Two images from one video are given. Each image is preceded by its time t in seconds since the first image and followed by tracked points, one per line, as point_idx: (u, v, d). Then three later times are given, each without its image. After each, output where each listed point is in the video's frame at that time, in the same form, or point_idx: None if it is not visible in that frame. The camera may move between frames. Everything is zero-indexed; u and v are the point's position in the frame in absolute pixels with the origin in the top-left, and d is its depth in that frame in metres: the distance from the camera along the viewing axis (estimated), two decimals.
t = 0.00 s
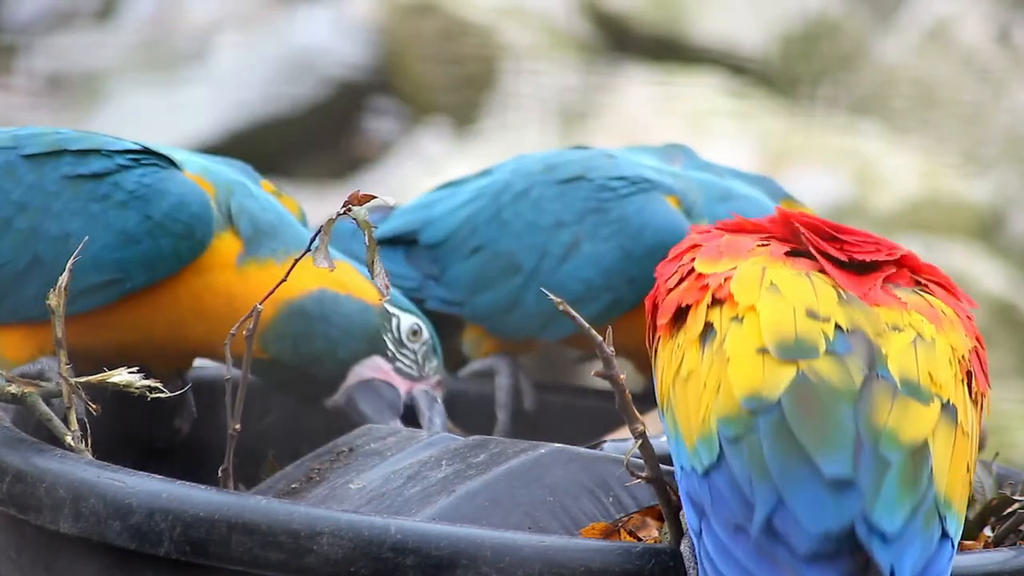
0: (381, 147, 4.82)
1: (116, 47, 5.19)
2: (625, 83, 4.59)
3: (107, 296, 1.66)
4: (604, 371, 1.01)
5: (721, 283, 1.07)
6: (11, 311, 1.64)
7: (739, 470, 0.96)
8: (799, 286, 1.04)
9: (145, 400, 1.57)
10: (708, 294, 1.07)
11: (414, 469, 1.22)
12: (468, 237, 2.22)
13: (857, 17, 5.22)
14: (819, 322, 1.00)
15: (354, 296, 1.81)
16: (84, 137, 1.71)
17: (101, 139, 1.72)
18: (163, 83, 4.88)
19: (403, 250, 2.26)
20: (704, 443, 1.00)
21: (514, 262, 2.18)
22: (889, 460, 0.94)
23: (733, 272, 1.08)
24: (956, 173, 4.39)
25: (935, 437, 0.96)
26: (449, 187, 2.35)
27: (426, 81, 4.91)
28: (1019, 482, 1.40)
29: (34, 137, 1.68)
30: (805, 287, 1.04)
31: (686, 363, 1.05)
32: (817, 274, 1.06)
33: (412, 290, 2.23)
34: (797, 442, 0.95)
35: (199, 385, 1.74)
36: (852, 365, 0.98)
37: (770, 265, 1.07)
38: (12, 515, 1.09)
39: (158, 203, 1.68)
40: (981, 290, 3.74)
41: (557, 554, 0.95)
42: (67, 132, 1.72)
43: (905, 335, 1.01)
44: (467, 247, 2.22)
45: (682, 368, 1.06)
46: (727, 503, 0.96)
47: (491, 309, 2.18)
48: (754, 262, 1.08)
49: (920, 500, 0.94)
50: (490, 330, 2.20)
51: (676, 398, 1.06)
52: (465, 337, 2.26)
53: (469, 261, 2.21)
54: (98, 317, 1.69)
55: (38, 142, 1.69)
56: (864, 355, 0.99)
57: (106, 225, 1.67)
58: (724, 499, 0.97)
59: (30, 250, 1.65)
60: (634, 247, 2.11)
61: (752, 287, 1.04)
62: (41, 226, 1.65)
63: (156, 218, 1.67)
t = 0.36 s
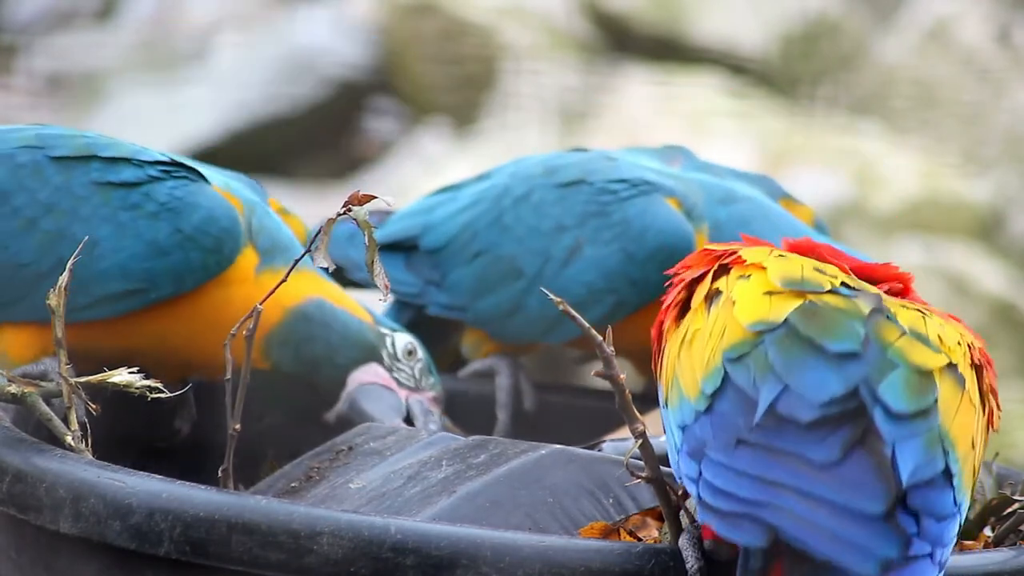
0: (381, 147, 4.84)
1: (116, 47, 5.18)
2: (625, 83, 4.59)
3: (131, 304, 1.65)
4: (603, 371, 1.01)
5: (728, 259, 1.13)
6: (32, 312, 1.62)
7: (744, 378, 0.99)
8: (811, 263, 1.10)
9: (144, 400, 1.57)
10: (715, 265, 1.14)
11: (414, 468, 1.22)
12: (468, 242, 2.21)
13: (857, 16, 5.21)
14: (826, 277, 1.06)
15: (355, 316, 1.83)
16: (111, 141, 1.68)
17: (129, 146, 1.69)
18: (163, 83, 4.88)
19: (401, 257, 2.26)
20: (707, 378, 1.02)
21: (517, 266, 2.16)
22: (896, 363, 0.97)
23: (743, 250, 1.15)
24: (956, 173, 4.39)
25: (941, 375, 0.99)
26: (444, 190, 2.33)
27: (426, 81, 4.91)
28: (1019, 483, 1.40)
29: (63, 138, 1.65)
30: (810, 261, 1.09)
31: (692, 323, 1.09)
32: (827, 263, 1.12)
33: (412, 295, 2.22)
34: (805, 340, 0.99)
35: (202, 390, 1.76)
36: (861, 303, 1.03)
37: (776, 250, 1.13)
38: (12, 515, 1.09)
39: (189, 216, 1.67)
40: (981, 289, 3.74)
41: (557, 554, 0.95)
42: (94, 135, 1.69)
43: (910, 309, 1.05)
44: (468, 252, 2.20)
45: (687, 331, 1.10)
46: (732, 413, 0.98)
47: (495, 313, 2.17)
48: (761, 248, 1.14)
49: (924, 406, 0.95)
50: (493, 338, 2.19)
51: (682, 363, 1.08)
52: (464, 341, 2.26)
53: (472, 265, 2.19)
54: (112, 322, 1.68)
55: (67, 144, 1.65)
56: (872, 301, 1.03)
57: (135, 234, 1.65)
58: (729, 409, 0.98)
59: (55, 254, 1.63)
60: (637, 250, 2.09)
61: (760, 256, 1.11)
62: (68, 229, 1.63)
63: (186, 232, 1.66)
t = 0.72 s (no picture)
0: (381, 147, 4.85)
1: (116, 47, 5.18)
2: (625, 83, 4.59)
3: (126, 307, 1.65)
4: (604, 371, 1.01)
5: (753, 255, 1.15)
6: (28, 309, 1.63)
7: (763, 374, 1.00)
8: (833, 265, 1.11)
9: (145, 401, 1.57)
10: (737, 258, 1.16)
11: (412, 469, 1.22)
12: (465, 240, 2.21)
13: (857, 16, 5.21)
14: (851, 280, 1.07)
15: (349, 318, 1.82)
16: (113, 144, 1.69)
17: (131, 150, 1.69)
18: (162, 83, 4.88)
19: (398, 256, 2.26)
20: (725, 373, 1.03)
21: (514, 263, 2.16)
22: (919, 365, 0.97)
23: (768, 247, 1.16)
24: (956, 173, 4.39)
25: (961, 382, 0.99)
26: (441, 188, 2.33)
27: (426, 81, 4.91)
28: (1019, 483, 1.40)
29: (63, 138, 1.66)
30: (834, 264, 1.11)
31: (708, 319, 1.12)
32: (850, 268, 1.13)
33: (407, 294, 2.22)
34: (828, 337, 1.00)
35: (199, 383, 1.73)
36: (885, 308, 1.03)
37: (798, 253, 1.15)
38: (12, 515, 1.09)
39: (187, 221, 1.67)
40: (981, 289, 3.74)
41: (557, 554, 0.95)
42: (97, 137, 1.70)
43: (933, 318, 1.06)
44: (466, 250, 2.21)
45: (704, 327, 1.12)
46: (750, 412, 0.98)
47: (492, 310, 2.16)
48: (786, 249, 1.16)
49: (945, 410, 0.95)
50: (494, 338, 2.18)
51: (695, 358, 1.10)
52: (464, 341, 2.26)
53: (467, 262, 2.19)
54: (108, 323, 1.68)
55: (68, 144, 1.66)
56: (896, 306, 1.04)
57: (133, 237, 1.65)
58: (748, 406, 0.99)
59: (53, 253, 1.64)
60: (637, 248, 2.07)
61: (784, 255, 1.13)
62: (67, 229, 1.65)
63: (184, 236, 1.65)
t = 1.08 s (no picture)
0: (381, 147, 4.81)
1: (116, 47, 5.18)
2: (625, 83, 4.59)
3: (126, 287, 1.66)
4: (604, 371, 1.01)
5: (747, 290, 1.10)
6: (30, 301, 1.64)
7: (736, 471, 0.97)
8: (824, 299, 1.07)
9: (144, 401, 1.57)
10: (727, 288, 1.12)
11: (408, 469, 1.22)
12: (451, 255, 2.22)
13: (856, 16, 5.22)
14: (836, 336, 1.02)
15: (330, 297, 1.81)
16: (94, 131, 1.70)
17: (112, 135, 1.71)
18: (162, 83, 4.87)
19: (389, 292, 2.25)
20: (706, 447, 1.01)
21: (497, 266, 2.17)
22: (888, 481, 0.94)
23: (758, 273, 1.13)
24: (956, 173, 4.38)
25: (937, 463, 0.96)
26: (428, 218, 2.36)
27: (426, 81, 4.91)
28: (1020, 483, 1.40)
29: (44, 130, 1.67)
30: (828, 302, 1.06)
31: (696, 363, 1.08)
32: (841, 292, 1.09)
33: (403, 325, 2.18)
34: (798, 447, 0.96)
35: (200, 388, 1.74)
36: (863, 387, 0.99)
37: (794, 275, 1.11)
38: (12, 515, 1.09)
39: (177, 198, 1.67)
40: (981, 289, 3.74)
41: (557, 554, 0.95)
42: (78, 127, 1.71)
43: (919, 359, 1.02)
44: (451, 265, 2.22)
45: (691, 368, 1.08)
46: (722, 512, 0.96)
47: (481, 320, 2.16)
48: (780, 269, 1.13)
49: (916, 525, 0.93)
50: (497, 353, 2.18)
51: (685, 398, 1.08)
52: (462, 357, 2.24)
53: (455, 279, 2.20)
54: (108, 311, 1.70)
55: (50, 134, 1.68)
56: (875, 376, 1.00)
57: (124, 219, 1.66)
58: (719, 505, 0.97)
59: (47, 241, 1.65)
60: (609, 228, 2.05)
61: (774, 291, 1.09)
62: (56, 218, 1.65)
63: (174, 213, 1.66)
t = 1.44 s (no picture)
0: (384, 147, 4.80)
1: (116, 48, 5.17)
2: (625, 84, 4.59)
3: (121, 239, 1.68)
4: (603, 372, 1.01)
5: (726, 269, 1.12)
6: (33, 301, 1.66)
7: (699, 455, 1.01)
8: (800, 278, 1.09)
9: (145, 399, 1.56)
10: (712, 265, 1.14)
11: (408, 468, 1.22)
12: (439, 271, 2.20)
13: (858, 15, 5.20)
14: (809, 320, 1.04)
15: (309, 116, 1.85)
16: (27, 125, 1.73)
17: (44, 116, 1.73)
18: (161, 82, 4.83)
19: (384, 317, 2.20)
20: (676, 427, 1.05)
21: (489, 270, 2.14)
22: (848, 475, 0.96)
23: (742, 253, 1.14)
24: (955, 173, 4.38)
25: (908, 450, 0.99)
26: (412, 240, 2.34)
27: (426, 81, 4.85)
28: (1019, 483, 1.41)
29: None
30: (806, 281, 1.08)
31: (675, 340, 1.11)
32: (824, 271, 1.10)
33: (400, 350, 2.16)
34: (759, 437, 0.99)
35: (199, 384, 1.71)
36: (831, 375, 1.01)
37: (778, 253, 1.12)
38: (12, 515, 1.09)
39: (127, 134, 1.70)
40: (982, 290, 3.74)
41: (557, 554, 0.95)
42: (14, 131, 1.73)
43: (893, 340, 1.04)
44: (442, 278, 2.19)
45: (671, 345, 1.11)
46: (687, 496, 1.00)
47: (478, 328, 2.13)
48: (765, 247, 1.14)
49: (880, 516, 0.96)
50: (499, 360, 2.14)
51: (665, 374, 1.11)
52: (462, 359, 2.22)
53: (448, 290, 2.18)
54: (110, 278, 1.71)
55: None
56: (845, 364, 1.02)
57: (91, 179, 1.68)
58: (689, 488, 1.00)
59: (31, 232, 1.66)
60: (596, 212, 2.06)
61: (751, 273, 1.10)
62: (30, 208, 1.66)
63: (132, 149, 1.68)
